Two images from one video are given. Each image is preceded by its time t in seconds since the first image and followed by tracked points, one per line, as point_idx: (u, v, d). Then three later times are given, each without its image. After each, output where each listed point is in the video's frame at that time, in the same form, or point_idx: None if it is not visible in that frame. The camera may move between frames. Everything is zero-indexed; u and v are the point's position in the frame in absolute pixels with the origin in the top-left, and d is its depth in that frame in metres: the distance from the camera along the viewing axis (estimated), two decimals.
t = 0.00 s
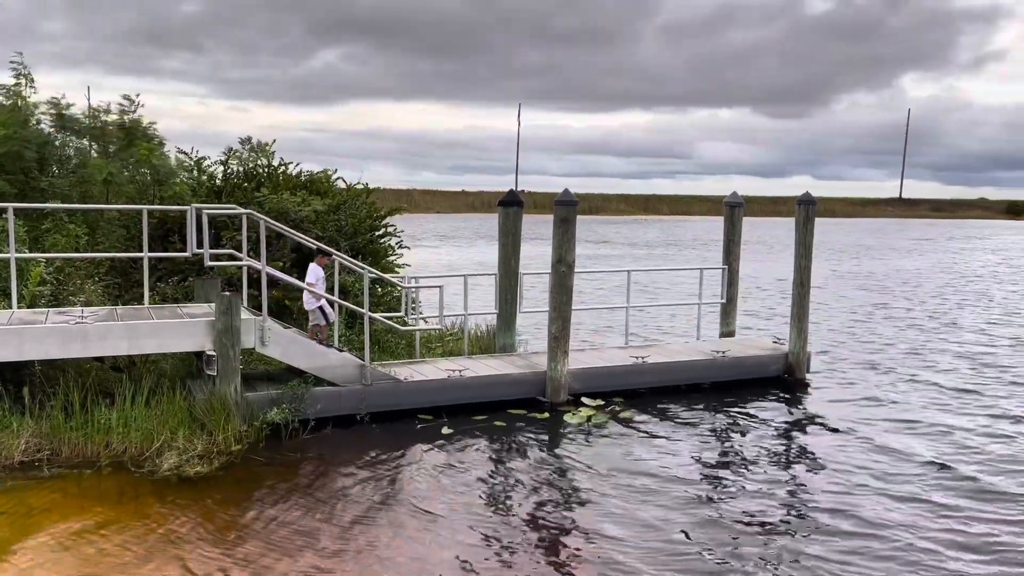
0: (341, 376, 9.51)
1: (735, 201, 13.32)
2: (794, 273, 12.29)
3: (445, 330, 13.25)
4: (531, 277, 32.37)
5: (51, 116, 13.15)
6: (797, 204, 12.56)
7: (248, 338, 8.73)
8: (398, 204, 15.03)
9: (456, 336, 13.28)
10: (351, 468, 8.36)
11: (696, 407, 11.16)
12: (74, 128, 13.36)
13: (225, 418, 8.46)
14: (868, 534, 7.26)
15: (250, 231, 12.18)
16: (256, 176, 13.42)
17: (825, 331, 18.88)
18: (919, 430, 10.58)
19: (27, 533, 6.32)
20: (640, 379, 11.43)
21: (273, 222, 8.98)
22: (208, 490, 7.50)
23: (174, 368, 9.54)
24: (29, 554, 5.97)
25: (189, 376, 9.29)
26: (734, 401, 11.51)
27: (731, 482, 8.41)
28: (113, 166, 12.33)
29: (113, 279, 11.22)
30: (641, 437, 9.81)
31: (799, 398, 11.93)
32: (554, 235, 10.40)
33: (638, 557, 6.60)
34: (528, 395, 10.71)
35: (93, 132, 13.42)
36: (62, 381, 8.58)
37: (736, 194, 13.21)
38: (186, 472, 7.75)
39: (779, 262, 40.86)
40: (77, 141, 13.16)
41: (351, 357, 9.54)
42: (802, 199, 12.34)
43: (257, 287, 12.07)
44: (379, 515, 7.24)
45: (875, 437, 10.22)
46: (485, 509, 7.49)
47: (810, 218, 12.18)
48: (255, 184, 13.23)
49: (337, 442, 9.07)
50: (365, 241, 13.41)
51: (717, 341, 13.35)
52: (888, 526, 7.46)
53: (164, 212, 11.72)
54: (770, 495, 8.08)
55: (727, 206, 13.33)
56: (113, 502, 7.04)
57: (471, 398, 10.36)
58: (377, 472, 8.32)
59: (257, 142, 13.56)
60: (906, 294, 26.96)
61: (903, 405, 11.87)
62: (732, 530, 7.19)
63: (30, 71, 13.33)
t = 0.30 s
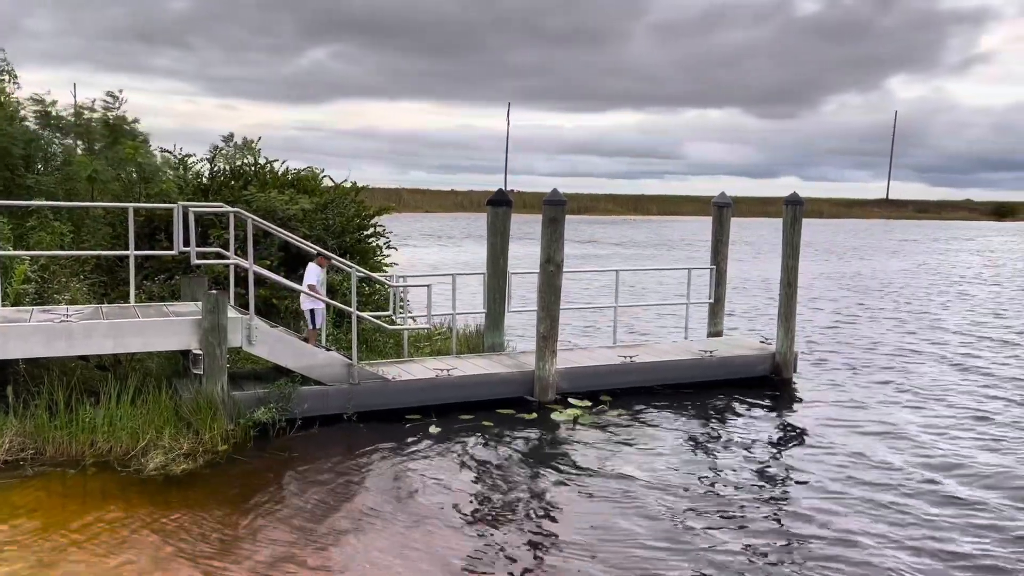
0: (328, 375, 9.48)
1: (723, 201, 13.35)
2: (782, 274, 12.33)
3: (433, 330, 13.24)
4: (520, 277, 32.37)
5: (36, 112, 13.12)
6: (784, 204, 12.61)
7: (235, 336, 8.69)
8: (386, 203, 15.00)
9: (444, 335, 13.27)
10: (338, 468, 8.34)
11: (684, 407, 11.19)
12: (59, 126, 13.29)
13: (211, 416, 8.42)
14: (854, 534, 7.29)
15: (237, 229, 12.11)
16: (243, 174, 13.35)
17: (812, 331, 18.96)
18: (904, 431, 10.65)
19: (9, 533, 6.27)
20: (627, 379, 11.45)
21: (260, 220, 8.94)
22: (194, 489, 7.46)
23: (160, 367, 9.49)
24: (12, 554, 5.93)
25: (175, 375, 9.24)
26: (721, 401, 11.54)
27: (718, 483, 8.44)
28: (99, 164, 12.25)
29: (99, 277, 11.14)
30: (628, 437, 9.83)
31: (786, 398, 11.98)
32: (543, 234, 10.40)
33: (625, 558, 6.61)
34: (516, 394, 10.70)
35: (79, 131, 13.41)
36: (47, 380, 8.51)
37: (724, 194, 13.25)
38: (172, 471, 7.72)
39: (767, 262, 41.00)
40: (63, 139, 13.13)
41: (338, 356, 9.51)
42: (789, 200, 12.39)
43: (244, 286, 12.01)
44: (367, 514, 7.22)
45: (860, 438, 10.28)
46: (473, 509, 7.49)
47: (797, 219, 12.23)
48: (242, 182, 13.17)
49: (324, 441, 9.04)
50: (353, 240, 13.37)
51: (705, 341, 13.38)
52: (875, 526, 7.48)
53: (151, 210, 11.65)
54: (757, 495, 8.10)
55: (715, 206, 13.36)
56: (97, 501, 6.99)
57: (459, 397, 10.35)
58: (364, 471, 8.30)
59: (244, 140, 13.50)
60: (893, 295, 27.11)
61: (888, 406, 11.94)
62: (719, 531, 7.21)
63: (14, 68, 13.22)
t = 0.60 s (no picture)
0: (315, 374, 9.45)
1: (709, 201, 13.40)
2: (768, 274, 12.39)
3: (421, 329, 13.23)
4: (506, 277, 32.35)
5: (18, 109, 13.30)
6: (770, 204, 12.67)
7: (220, 335, 8.65)
8: (373, 202, 14.97)
9: (431, 334, 13.26)
10: (324, 467, 8.32)
11: (670, 407, 11.22)
12: (41, 123, 13.34)
13: (196, 416, 8.38)
14: (840, 533, 7.33)
15: (223, 228, 12.05)
16: (228, 173, 13.28)
17: (798, 331, 19.06)
18: (888, 430, 10.73)
19: None
20: (614, 378, 11.47)
21: (246, 219, 8.90)
22: (178, 489, 7.42)
23: (145, 366, 9.44)
24: None
25: (159, 374, 9.19)
26: (707, 400, 11.59)
27: (704, 482, 8.47)
28: (82, 161, 12.17)
29: (82, 276, 11.06)
30: (614, 436, 9.85)
31: (772, 398, 12.04)
32: (530, 234, 10.41)
33: (611, 556, 6.64)
34: (503, 394, 10.71)
35: (60, 126, 13.53)
36: (30, 379, 8.45)
37: (710, 194, 13.30)
38: (156, 471, 7.68)
39: (753, 262, 41.16)
40: (44, 134, 13.37)
41: (324, 356, 9.49)
42: (775, 200, 12.45)
43: (230, 285, 11.96)
44: (353, 514, 7.21)
45: (845, 437, 10.35)
46: (460, 509, 7.49)
47: (783, 219, 12.30)
48: (227, 181, 13.10)
49: (310, 441, 9.01)
50: (339, 239, 13.33)
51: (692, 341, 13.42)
52: (861, 524, 7.53)
53: (135, 208, 11.57)
54: (743, 494, 8.15)
55: (701, 206, 13.41)
56: (81, 502, 6.94)
57: (446, 396, 10.34)
58: (350, 471, 8.29)
59: (229, 139, 13.43)
60: (878, 296, 27.29)
61: (873, 405, 12.03)
62: (706, 530, 7.24)
63: None
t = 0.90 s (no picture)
0: (300, 374, 9.42)
1: (696, 202, 13.45)
2: (753, 274, 12.45)
3: (407, 329, 13.21)
4: (493, 277, 32.36)
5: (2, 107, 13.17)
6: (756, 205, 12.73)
7: (205, 335, 8.61)
8: (359, 201, 14.94)
9: (418, 334, 13.25)
10: (311, 467, 8.31)
11: (657, 407, 11.27)
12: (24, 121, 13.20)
13: (181, 416, 8.34)
14: (826, 532, 7.38)
15: (208, 227, 12.00)
16: (213, 172, 13.22)
17: (783, 331, 19.16)
18: (872, 430, 10.81)
19: None
20: (600, 378, 11.50)
21: (232, 218, 8.86)
22: (162, 490, 7.38)
23: (129, 366, 9.38)
24: None
25: (144, 374, 9.14)
26: (693, 400, 11.64)
27: (690, 482, 8.51)
28: (65, 161, 12.08)
29: (66, 275, 10.98)
30: (601, 436, 9.87)
31: (757, 398, 12.10)
32: (517, 234, 10.41)
33: (597, 555, 6.66)
34: (490, 394, 10.71)
35: (43, 124, 13.41)
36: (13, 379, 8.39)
37: (697, 194, 13.35)
38: (140, 472, 7.64)
39: (739, 262, 41.34)
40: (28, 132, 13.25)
41: (310, 356, 9.46)
42: (761, 201, 12.51)
43: (215, 284, 11.91)
44: (339, 514, 7.20)
45: (829, 437, 10.42)
46: (447, 508, 7.50)
47: (769, 219, 12.36)
48: (213, 180, 13.05)
49: (296, 441, 8.99)
50: (326, 238, 13.30)
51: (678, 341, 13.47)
52: (846, 524, 7.58)
53: (119, 207, 11.50)
54: (728, 494, 8.19)
55: (688, 207, 13.45)
56: (65, 502, 6.91)
57: (432, 396, 10.33)
58: (337, 471, 8.27)
59: (215, 138, 13.38)
60: (862, 296, 27.47)
61: (857, 405, 12.11)
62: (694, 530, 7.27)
63: None
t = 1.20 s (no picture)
0: (287, 374, 9.39)
1: (683, 202, 13.49)
2: (740, 274, 12.49)
3: (394, 328, 13.19)
4: (480, 276, 32.35)
5: None
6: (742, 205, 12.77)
7: (190, 335, 8.56)
8: (345, 200, 14.90)
9: (405, 334, 13.23)
10: (297, 467, 8.28)
11: (644, 406, 11.29)
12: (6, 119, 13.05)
13: (166, 416, 8.30)
14: (813, 533, 7.41)
15: (194, 226, 11.93)
16: (199, 171, 13.15)
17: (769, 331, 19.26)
18: (857, 429, 10.89)
19: None
20: (587, 378, 11.52)
21: (218, 217, 8.81)
22: (148, 490, 7.34)
23: (114, 366, 9.32)
24: None
25: (128, 374, 9.09)
26: (680, 400, 11.69)
27: (676, 481, 8.55)
28: (49, 159, 11.98)
29: (50, 274, 10.89)
30: (587, 436, 9.90)
31: (743, 397, 12.16)
32: (504, 234, 10.40)
33: (585, 555, 6.69)
34: (477, 394, 10.71)
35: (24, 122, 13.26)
36: None
37: (683, 194, 13.39)
38: (125, 472, 7.60)
39: (725, 262, 41.50)
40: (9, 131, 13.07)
41: (297, 355, 9.43)
42: (747, 201, 12.56)
43: (201, 283, 11.84)
44: (326, 514, 7.18)
45: (814, 436, 10.50)
46: (435, 508, 7.49)
47: (755, 220, 12.42)
48: (199, 178, 12.98)
49: (283, 441, 8.96)
50: (312, 237, 13.26)
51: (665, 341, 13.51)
52: (831, 524, 7.64)
53: (104, 206, 11.42)
54: (715, 494, 8.23)
55: (674, 207, 13.48)
56: (49, 503, 6.86)
57: (419, 396, 10.32)
58: (325, 471, 8.26)
59: (200, 136, 13.31)
60: (847, 296, 27.65)
61: (841, 405, 12.20)
62: (682, 532, 7.29)
63: None
